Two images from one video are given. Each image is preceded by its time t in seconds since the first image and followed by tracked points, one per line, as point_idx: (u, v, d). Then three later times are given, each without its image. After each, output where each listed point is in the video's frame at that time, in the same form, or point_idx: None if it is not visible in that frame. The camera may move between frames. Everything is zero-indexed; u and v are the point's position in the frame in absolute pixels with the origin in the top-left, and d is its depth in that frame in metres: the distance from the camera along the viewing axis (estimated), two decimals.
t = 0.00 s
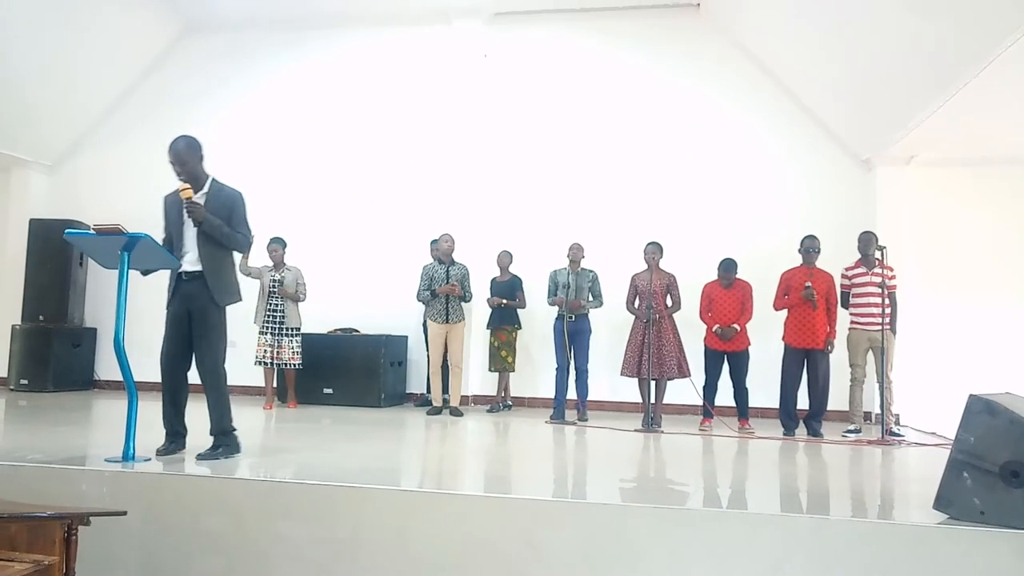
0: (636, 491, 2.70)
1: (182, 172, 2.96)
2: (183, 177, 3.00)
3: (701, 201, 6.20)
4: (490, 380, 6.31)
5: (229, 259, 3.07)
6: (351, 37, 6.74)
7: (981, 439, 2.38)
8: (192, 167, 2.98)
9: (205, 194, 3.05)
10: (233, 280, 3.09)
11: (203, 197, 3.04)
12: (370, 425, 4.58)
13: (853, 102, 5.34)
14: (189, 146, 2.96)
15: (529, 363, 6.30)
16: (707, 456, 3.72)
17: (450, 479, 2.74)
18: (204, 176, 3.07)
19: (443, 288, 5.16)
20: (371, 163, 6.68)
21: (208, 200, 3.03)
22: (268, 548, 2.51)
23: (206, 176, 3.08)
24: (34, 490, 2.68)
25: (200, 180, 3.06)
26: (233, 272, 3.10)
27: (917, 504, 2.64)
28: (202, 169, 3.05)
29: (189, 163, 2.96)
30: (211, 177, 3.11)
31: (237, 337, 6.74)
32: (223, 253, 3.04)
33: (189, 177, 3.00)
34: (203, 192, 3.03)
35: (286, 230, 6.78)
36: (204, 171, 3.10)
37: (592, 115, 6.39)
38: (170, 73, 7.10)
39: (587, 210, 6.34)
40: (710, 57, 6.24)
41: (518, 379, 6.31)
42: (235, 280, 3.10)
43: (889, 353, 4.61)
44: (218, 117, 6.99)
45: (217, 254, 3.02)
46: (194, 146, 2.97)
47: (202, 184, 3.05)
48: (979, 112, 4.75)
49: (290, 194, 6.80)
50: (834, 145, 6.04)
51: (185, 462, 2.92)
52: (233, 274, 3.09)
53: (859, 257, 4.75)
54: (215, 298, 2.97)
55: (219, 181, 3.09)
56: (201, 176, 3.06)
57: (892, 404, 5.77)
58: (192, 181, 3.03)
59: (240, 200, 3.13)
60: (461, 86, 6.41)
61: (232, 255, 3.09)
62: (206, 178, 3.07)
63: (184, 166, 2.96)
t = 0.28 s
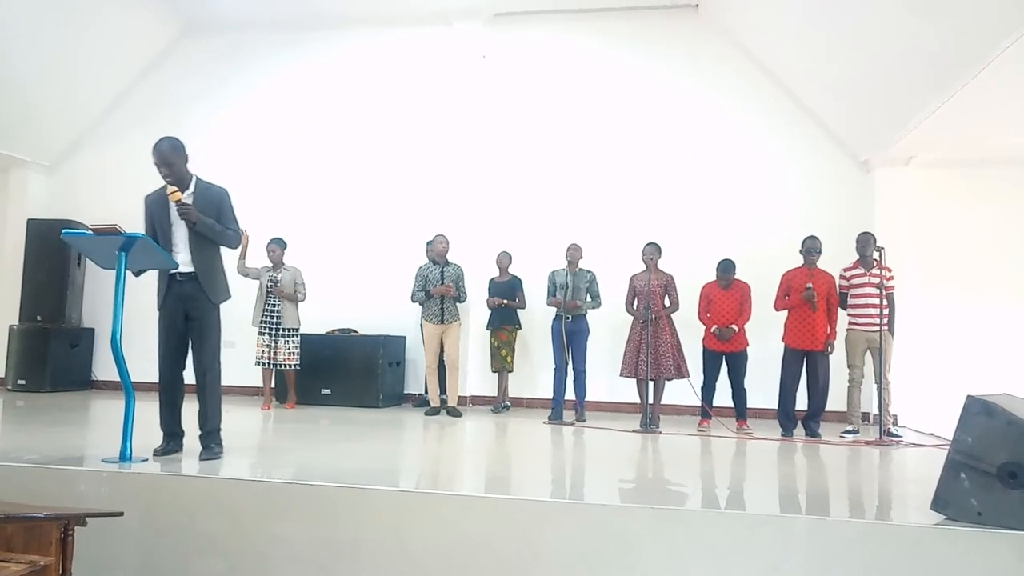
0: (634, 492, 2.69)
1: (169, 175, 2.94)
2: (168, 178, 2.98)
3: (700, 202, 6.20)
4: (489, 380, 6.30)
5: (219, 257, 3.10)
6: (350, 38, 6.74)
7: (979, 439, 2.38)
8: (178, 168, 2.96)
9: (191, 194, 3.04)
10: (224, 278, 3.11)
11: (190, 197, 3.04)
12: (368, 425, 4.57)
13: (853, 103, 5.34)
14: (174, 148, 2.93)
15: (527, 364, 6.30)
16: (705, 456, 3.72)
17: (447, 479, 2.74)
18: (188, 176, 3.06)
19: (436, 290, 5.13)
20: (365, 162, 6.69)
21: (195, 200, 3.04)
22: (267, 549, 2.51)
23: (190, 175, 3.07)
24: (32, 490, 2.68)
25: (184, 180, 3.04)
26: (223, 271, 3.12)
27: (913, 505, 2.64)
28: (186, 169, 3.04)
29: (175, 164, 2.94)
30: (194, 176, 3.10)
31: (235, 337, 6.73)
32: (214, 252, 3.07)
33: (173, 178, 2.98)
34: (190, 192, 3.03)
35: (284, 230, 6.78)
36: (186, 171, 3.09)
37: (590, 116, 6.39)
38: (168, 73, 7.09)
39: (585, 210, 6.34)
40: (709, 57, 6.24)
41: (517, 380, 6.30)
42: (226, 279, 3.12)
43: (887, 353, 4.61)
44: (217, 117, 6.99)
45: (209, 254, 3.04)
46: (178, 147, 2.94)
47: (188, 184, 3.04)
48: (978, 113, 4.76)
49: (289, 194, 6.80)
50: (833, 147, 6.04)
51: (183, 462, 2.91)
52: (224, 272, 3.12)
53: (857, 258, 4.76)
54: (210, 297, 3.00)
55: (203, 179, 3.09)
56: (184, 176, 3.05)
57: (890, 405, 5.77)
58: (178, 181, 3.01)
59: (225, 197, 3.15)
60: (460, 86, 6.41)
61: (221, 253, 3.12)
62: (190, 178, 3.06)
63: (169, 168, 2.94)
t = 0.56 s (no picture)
0: (626, 492, 2.70)
1: (157, 173, 2.93)
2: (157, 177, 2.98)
3: (694, 202, 6.20)
4: (482, 380, 6.30)
5: (209, 254, 3.09)
6: (345, 37, 6.73)
7: (969, 441, 2.39)
8: (166, 166, 2.95)
9: (180, 193, 3.04)
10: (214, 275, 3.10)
11: (179, 195, 3.04)
12: (361, 424, 4.57)
13: (847, 105, 5.36)
14: (162, 146, 2.92)
15: (521, 363, 6.30)
16: (697, 456, 3.72)
17: (440, 479, 2.74)
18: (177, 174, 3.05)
19: (432, 288, 5.14)
20: (359, 160, 6.68)
21: (184, 198, 3.03)
22: (261, 549, 2.50)
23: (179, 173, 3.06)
24: (23, 488, 2.67)
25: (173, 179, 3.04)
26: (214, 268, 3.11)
27: (904, 506, 2.65)
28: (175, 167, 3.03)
29: (164, 163, 2.93)
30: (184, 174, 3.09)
31: (228, 335, 6.71)
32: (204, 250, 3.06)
33: (162, 176, 2.98)
34: (178, 190, 3.02)
35: (278, 228, 6.76)
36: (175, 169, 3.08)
37: (585, 115, 6.39)
38: (162, 70, 7.07)
39: (580, 210, 6.34)
40: (704, 57, 6.25)
41: (511, 379, 6.30)
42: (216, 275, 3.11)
43: (880, 355, 4.63)
44: (211, 114, 6.97)
45: (199, 252, 3.03)
46: (167, 145, 2.94)
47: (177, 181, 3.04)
48: (972, 116, 4.78)
49: (283, 192, 6.79)
50: (828, 148, 6.06)
51: (176, 460, 2.90)
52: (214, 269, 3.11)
53: (851, 259, 4.76)
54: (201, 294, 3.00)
55: (192, 177, 3.08)
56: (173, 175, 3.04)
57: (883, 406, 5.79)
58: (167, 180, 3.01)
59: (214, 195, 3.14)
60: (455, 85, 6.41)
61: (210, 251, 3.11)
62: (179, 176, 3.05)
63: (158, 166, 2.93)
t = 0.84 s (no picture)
0: (614, 493, 2.70)
1: (146, 173, 2.92)
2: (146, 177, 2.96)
3: (683, 204, 6.23)
4: (471, 381, 6.30)
5: (199, 256, 3.08)
6: (337, 37, 6.72)
7: (952, 443, 2.40)
8: (156, 166, 2.94)
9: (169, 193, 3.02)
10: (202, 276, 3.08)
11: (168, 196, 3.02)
12: (348, 425, 4.56)
13: (836, 109, 5.39)
14: (152, 146, 2.88)
15: (510, 365, 6.30)
16: (684, 458, 3.74)
17: (427, 480, 2.73)
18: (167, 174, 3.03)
19: (428, 290, 5.14)
20: (349, 160, 6.67)
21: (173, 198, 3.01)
22: (248, 551, 2.49)
23: (168, 173, 3.04)
24: (6, 489, 2.64)
25: (163, 179, 3.02)
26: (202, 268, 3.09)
27: (888, 507, 2.67)
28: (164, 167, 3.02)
29: (153, 163, 2.92)
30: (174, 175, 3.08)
31: (216, 335, 6.68)
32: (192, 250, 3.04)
33: (152, 176, 2.96)
34: (168, 190, 3.01)
35: (268, 228, 6.74)
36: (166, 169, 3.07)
37: (575, 117, 6.40)
38: (150, 68, 7.03)
39: (570, 212, 6.35)
40: (694, 60, 6.27)
41: (500, 380, 6.30)
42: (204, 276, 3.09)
43: (866, 357, 4.66)
44: (200, 113, 6.94)
45: (186, 252, 3.01)
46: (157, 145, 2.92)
47: (167, 182, 3.02)
48: (959, 121, 4.82)
49: (272, 192, 6.76)
50: (817, 151, 6.08)
51: (162, 461, 2.88)
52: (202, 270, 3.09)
53: (839, 262, 4.78)
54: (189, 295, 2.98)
55: (182, 177, 3.07)
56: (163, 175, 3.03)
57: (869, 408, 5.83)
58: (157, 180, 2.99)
59: (204, 196, 3.12)
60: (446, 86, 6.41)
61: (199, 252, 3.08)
62: (169, 176, 3.04)
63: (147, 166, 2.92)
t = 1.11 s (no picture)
0: (602, 490, 2.71)
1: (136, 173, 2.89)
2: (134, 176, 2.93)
3: (670, 202, 6.25)
4: (459, 380, 6.29)
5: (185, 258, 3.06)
6: (322, 36, 6.71)
7: (935, 437, 2.42)
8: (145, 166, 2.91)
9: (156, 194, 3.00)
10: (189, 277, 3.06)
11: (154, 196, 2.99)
12: (336, 426, 4.54)
13: (820, 106, 5.42)
14: (143, 146, 2.87)
15: (498, 364, 6.30)
16: (670, 455, 3.75)
17: (414, 480, 2.73)
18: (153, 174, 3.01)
19: (430, 288, 5.14)
20: (335, 160, 6.65)
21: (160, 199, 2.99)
22: (235, 553, 2.48)
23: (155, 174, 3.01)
24: None
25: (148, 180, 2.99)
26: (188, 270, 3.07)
27: (872, 502, 2.69)
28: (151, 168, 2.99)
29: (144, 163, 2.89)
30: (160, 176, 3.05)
31: (202, 337, 6.64)
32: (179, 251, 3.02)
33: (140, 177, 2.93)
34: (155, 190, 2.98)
35: (254, 228, 6.71)
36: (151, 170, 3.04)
37: (561, 116, 6.41)
38: (134, 67, 6.98)
39: (557, 210, 6.35)
40: (678, 58, 6.29)
41: (489, 380, 6.30)
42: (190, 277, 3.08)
43: (852, 353, 4.69)
44: (184, 113, 6.90)
45: (173, 253, 2.99)
46: (147, 145, 2.89)
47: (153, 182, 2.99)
48: (942, 117, 4.86)
49: (259, 192, 6.73)
50: (802, 149, 6.11)
51: (147, 464, 2.86)
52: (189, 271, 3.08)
53: (824, 259, 4.81)
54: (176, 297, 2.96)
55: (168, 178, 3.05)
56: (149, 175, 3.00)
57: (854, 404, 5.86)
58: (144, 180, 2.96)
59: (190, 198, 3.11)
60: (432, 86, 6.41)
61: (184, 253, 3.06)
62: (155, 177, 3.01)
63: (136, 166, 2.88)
